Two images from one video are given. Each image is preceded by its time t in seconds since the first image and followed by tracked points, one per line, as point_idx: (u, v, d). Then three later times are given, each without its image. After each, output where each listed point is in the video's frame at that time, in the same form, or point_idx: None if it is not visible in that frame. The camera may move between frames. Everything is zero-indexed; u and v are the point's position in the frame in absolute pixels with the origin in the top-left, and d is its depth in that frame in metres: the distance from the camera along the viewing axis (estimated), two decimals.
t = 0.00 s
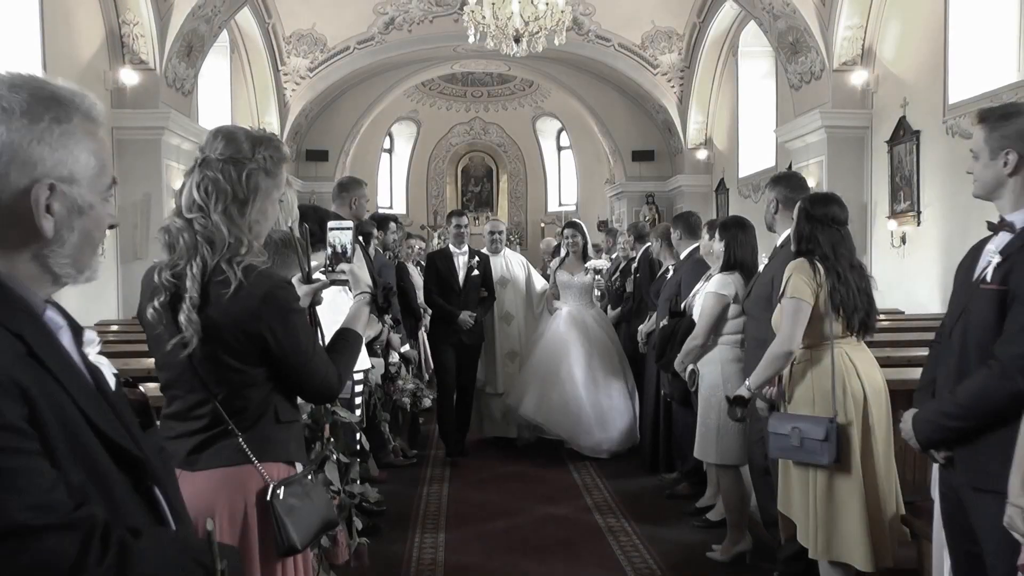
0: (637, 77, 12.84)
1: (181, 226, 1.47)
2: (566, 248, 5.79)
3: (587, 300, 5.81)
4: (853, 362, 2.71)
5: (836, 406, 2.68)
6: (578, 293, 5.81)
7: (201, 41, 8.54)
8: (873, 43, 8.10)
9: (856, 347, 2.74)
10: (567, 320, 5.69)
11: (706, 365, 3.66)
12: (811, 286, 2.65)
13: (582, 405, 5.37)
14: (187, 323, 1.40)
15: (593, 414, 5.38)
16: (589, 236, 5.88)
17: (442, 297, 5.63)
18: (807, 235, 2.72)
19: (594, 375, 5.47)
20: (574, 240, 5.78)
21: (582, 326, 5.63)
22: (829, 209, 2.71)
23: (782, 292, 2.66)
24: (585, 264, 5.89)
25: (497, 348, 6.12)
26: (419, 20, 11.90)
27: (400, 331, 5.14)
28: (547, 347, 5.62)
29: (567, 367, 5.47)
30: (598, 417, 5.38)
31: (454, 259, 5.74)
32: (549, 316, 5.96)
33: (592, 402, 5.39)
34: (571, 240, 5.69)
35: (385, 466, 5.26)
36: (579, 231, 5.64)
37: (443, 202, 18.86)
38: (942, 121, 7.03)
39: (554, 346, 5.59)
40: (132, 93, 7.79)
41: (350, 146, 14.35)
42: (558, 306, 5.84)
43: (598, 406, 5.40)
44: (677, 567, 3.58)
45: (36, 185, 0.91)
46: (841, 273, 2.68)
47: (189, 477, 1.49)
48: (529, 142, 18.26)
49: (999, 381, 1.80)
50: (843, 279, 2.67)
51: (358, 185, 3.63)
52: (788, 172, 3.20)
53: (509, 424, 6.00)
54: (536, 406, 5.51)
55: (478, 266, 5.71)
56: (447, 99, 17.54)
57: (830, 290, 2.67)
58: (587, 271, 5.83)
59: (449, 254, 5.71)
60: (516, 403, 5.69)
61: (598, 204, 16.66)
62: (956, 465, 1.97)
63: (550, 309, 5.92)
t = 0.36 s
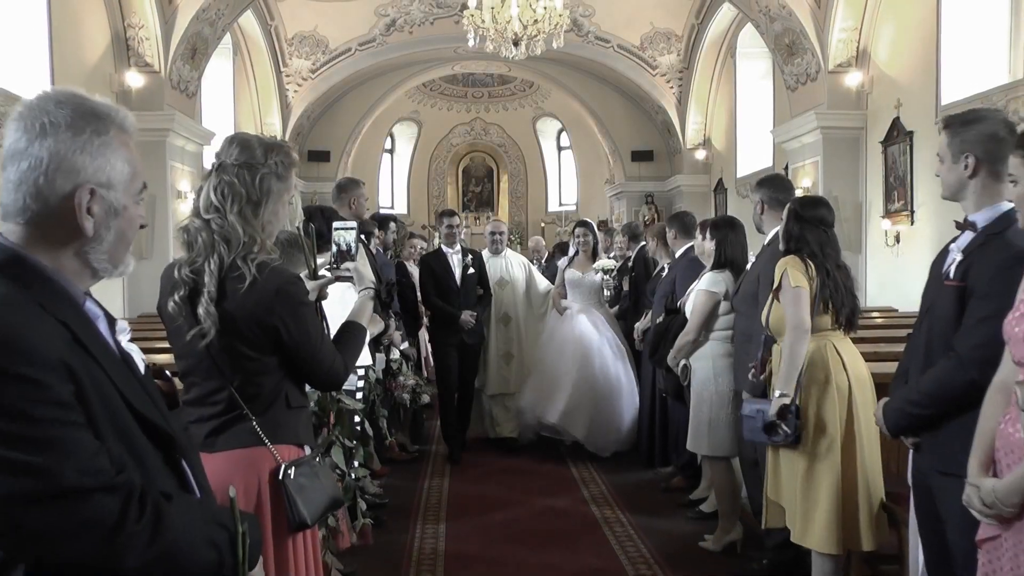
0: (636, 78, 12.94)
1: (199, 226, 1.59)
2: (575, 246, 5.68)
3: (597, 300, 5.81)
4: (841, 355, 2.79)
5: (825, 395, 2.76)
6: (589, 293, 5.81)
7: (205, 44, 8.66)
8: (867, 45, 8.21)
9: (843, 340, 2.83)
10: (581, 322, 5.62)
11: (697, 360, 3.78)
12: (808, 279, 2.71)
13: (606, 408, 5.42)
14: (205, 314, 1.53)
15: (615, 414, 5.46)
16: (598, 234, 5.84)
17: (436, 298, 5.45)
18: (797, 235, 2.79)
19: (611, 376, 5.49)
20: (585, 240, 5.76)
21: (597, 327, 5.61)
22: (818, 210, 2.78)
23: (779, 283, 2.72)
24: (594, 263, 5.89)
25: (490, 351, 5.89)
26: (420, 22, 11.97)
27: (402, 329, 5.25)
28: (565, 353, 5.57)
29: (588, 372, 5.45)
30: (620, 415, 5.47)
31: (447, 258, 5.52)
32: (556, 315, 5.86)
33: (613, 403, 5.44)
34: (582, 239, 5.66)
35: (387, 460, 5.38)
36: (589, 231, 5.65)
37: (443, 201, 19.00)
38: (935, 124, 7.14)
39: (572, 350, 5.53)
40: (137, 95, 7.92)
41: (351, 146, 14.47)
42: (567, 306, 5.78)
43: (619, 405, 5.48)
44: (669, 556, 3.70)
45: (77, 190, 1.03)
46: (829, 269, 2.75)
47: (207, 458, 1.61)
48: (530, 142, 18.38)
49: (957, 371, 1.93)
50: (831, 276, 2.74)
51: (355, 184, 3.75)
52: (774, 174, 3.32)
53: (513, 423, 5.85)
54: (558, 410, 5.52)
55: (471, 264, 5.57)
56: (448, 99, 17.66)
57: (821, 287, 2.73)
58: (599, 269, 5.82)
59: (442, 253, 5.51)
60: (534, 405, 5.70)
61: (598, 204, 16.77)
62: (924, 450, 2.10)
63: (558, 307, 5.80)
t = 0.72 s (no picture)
0: (635, 79, 13.05)
1: (214, 227, 1.71)
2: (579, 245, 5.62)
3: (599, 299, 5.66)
4: (831, 351, 2.87)
5: (814, 387, 2.82)
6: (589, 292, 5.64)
7: (209, 47, 8.78)
8: (862, 47, 8.33)
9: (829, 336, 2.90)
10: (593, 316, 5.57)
11: (689, 356, 3.90)
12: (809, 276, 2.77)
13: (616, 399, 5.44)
14: (220, 310, 1.64)
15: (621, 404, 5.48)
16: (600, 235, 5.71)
17: (431, 298, 5.48)
18: (786, 235, 2.85)
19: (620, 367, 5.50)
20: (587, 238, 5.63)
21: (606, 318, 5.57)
22: (805, 211, 2.86)
23: (783, 281, 2.76)
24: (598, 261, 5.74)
25: (493, 348, 5.89)
26: (420, 24, 12.08)
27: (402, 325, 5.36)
28: (577, 347, 5.46)
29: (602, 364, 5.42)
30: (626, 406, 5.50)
31: (442, 257, 5.51)
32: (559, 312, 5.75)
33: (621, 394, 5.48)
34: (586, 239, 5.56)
35: (388, 456, 5.50)
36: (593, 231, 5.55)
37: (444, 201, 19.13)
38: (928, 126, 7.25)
39: (582, 349, 5.44)
40: (143, 98, 8.05)
41: (353, 147, 14.59)
42: (569, 305, 5.64)
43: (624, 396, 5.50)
44: (663, 546, 3.82)
45: (112, 196, 1.15)
46: (822, 268, 2.82)
47: (224, 442, 1.73)
48: (530, 142, 18.49)
49: (928, 364, 2.05)
50: (825, 275, 2.81)
51: (358, 187, 3.87)
52: (764, 176, 3.41)
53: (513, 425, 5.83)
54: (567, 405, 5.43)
55: (466, 262, 5.53)
56: (448, 100, 17.78)
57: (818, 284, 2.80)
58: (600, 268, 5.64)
59: (435, 253, 5.50)
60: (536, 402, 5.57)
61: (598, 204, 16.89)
62: (899, 440, 2.22)
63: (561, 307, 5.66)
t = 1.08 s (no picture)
0: (636, 81, 13.13)
1: (229, 228, 1.81)
2: (573, 244, 5.58)
3: (595, 301, 5.59)
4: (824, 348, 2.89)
5: (812, 381, 2.84)
6: (587, 294, 5.58)
7: (212, 48, 8.88)
8: (859, 50, 8.42)
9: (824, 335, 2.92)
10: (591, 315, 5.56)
11: (686, 353, 3.99)
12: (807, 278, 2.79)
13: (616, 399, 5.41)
14: (235, 306, 1.74)
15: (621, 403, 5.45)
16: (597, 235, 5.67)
17: (429, 299, 5.45)
18: (786, 234, 2.87)
19: (618, 366, 5.49)
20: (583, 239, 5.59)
21: (603, 318, 5.57)
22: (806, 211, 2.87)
23: (784, 282, 2.79)
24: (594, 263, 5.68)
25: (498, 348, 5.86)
26: (422, 26, 12.15)
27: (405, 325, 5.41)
28: (577, 346, 5.43)
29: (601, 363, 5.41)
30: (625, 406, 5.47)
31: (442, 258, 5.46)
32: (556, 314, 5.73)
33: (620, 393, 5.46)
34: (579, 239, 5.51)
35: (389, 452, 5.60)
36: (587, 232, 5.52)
37: (445, 202, 19.23)
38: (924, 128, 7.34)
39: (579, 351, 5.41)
40: (147, 100, 8.14)
41: (355, 148, 14.69)
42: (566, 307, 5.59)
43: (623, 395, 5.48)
44: (660, 540, 3.91)
45: (140, 200, 1.24)
46: (820, 268, 2.86)
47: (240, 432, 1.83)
48: (531, 143, 18.59)
49: (914, 360, 2.13)
50: (824, 274, 2.85)
51: (361, 187, 3.97)
52: (762, 178, 3.45)
53: (509, 425, 5.91)
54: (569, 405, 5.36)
55: (466, 262, 5.47)
56: (450, 101, 17.88)
57: (818, 284, 2.84)
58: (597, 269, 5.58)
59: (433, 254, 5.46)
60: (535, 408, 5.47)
61: (598, 204, 16.97)
62: (886, 433, 2.30)
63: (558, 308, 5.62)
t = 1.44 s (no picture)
0: (636, 82, 13.21)
1: (242, 229, 1.89)
2: (572, 242, 5.57)
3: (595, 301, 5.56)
4: (817, 346, 2.97)
5: (802, 378, 2.92)
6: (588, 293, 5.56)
7: (216, 50, 8.97)
8: (856, 52, 8.51)
9: (818, 334, 2.99)
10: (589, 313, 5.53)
11: (683, 350, 4.08)
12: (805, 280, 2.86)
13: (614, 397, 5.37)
14: (249, 303, 1.83)
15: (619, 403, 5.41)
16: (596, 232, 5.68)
17: (434, 298, 5.39)
18: (786, 234, 2.92)
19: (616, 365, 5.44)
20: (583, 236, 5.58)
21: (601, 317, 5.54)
22: (805, 212, 2.92)
23: (781, 282, 2.86)
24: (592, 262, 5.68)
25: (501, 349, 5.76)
26: (424, 27, 12.23)
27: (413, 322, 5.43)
28: (575, 345, 5.39)
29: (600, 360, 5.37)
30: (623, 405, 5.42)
31: (450, 257, 5.41)
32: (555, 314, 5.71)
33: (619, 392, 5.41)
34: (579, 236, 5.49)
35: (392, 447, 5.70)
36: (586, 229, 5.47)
37: (446, 202, 19.33)
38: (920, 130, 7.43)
39: (577, 350, 5.37)
40: (152, 101, 8.22)
41: (357, 148, 14.78)
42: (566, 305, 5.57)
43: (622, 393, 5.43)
44: (657, 533, 3.99)
45: (165, 202, 1.33)
46: (817, 268, 2.92)
47: (256, 423, 1.93)
48: (532, 143, 18.67)
49: (901, 354, 2.22)
50: (820, 274, 2.91)
51: (364, 188, 4.05)
52: (760, 179, 3.50)
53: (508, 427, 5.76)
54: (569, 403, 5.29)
55: (473, 264, 5.41)
56: (451, 101, 17.97)
57: (814, 284, 2.91)
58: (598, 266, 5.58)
59: (445, 251, 5.40)
60: (535, 408, 5.37)
61: (599, 204, 17.06)
62: (874, 425, 2.39)
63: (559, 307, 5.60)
